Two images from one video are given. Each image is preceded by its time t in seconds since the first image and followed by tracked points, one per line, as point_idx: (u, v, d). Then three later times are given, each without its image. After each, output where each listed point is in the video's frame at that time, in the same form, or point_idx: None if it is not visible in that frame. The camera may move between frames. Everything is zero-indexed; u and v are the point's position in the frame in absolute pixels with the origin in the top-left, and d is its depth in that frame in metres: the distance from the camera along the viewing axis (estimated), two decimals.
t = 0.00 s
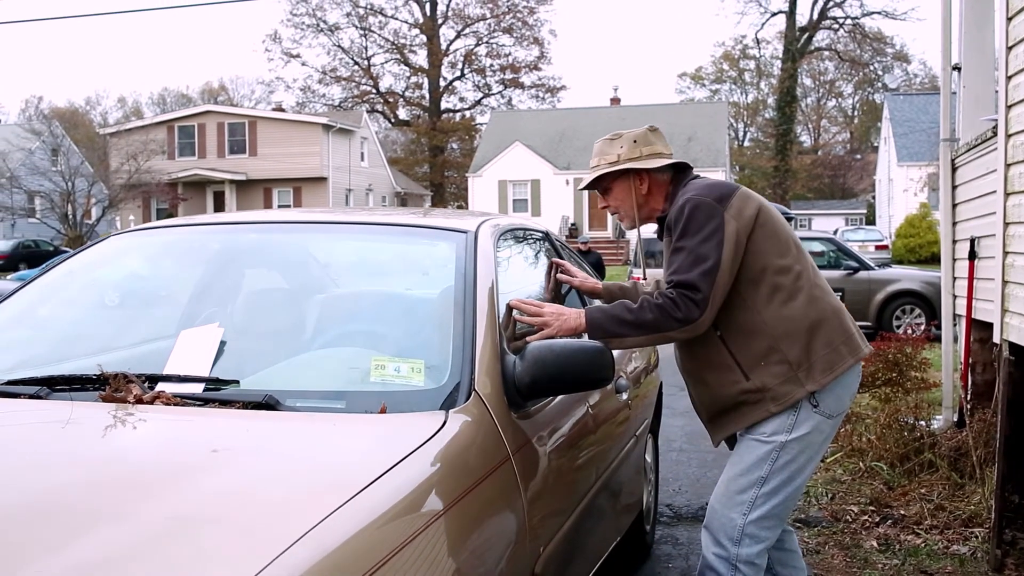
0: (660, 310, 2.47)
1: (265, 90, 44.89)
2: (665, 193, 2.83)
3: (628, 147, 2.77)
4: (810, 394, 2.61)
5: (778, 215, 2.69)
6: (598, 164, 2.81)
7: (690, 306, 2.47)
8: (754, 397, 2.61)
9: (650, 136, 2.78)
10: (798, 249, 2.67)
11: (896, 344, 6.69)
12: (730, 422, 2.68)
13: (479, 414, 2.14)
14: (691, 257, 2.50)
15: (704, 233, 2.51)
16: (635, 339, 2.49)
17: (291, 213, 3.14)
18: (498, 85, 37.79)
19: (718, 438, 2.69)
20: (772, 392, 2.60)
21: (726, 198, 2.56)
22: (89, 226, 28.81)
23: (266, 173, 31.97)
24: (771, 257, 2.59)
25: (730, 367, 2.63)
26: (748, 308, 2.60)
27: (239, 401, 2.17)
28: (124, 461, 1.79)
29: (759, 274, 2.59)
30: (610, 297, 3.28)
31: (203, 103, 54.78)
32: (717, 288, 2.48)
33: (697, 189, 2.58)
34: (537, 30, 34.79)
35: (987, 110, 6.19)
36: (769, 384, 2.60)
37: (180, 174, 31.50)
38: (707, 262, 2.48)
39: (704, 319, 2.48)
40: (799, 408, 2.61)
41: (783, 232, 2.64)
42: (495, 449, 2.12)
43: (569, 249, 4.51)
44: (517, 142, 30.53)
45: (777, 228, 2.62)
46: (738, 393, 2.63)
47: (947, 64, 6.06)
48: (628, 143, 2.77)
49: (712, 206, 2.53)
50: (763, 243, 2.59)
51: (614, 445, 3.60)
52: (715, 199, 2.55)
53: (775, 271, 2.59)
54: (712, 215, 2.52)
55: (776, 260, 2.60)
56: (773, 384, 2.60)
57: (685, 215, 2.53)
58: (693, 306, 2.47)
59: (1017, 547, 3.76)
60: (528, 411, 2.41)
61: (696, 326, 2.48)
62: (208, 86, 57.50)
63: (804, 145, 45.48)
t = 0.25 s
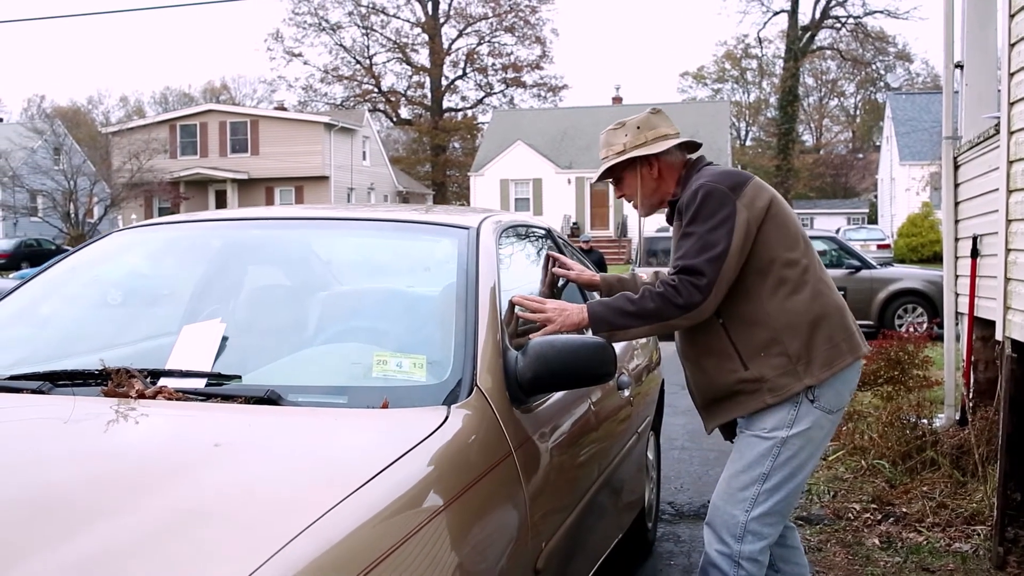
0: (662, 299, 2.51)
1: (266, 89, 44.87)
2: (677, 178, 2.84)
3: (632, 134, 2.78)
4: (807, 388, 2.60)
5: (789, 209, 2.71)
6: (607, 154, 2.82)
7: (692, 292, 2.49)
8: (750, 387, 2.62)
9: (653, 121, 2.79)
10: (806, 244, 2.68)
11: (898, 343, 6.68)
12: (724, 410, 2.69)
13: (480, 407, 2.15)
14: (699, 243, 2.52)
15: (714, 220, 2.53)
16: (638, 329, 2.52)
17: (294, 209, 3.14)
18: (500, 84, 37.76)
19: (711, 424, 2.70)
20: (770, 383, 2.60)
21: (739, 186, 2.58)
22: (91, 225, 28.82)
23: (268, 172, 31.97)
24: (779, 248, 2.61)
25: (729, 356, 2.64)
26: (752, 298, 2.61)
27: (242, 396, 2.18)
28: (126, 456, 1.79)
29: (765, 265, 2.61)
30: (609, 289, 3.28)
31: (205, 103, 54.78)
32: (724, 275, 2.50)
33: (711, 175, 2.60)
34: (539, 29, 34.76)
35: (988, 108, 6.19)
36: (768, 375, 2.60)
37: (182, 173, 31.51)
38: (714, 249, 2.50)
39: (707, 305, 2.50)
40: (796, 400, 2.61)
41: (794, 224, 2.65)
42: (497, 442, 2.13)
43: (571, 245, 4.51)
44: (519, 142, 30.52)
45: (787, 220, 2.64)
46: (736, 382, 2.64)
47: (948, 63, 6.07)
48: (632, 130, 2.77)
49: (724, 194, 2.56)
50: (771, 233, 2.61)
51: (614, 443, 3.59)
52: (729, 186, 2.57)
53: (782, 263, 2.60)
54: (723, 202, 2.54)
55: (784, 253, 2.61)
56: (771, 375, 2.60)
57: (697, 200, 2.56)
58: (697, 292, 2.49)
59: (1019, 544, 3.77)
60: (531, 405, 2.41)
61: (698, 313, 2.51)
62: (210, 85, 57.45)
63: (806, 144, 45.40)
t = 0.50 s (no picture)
0: (664, 293, 2.52)
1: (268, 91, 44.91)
2: (686, 168, 2.84)
3: (640, 126, 2.78)
4: (805, 386, 2.60)
5: (796, 207, 2.71)
6: (616, 146, 2.83)
7: (694, 284, 2.51)
8: (749, 383, 2.63)
9: (663, 113, 2.79)
10: (811, 241, 2.68)
11: (899, 344, 6.67)
12: (720, 403, 2.70)
13: (481, 405, 2.15)
14: (704, 236, 2.53)
15: (721, 213, 2.55)
16: (640, 324, 2.53)
17: (296, 210, 3.14)
18: (501, 86, 37.78)
19: (708, 416, 2.71)
20: (768, 380, 2.61)
21: (748, 180, 2.59)
22: (93, 226, 28.89)
23: (270, 174, 32.01)
24: (784, 244, 2.61)
25: (729, 350, 2.65)
26: (755, 294, 2.62)
27: (243, 394, 2.18)
28: (126, 456, 1.79)
29: (769, 260, 2.61)
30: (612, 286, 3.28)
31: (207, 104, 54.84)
32: (727, 270, 2.51)
33: (720, 169, 2.61)
34: (541, 30, 34.78)
35: (991, 108, 6.18)
36: (766, 371, 2.60)
37: (184, 175, 31.55)
38: (719, 243, 2.51)
39: (708, 299, 2.52)
40: (794, 398, 2.61)
41: (800, 222, 2.66)
42: (497, 440, 2.13)
43: (574, 246, 4.52)
44: (520, 143, 30.53)
45: (794, 217, 2.65)
46: (734, 376, 2.65)
47: (951, 63, 6.06)
48: (641, 121, 2.78)
49: (733, 188, 2.57)
50: (777, 230, 2.61)
51: (616, 443, 3.59)
52: (737, 180, 2.57)
53: (786, 260, 2.61)
54: (731, 196, 2.55)
55: (789, 250, 2.61)
56: (770, 372, 2.61)
57: (705, 192, 2.57)
58: (700, 285, 2.51)
59: (1021, 546, 3.76)
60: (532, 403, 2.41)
61: (698, 307, 2.52)
62: (212, 87, 57.51)
63: (807, 146, 45.37)
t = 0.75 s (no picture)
0: (664, 287, 2.55)
1: (270, 93, 44.96)
2: (695, 161, 2.83)
3: (649, 117, 2.79)
4: (803, 383, 2.60)
5: (805, 204, 2.71)
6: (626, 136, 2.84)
7: (693, 278, 2.53)
8: (746, 376, 2.64)
9: (675, 103, 2.79)
10: (817, 239, 2.68)
11: (902, 345, 6.65)
12: (718, 395, 2.71)
13: (483, 402, 2.15)
14: (708, 230, 2.55)
15: (726, 207, 2.56)
16: (641, 317, 2.56)
17: (296, 209, 3.15)
18: (503, 88, 37.77)
19: (705, 408, 2.72)
20: (766, 376, 2.61)
21: (756, 176, 2.59)
22: (95, 227, 29.04)
23: (272, 175, 32.06)
24: (789, 242, 2.61)
25: (728, 344, 2.67)
26: (756, 289, 2.62)
27: (245, 392, 2.18)
28: (126, 455, 1.79)
29: (773, 257, 2.61)
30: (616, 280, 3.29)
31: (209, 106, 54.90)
32: (728, 264, 2.53)
33: (728, 162, 2.62)
34: (543, 32, 34.78)
35: (993, 108, 6.17)
36: (764, 366, 2.61)
37: (187, 176, 31.59)
38: (722, 238, 2.53)
39: (707, 293, 2.54)
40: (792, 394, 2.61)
41: (806, 219, 2.66)
42: (499, 439, 2.13)
43: (577, 246, 4.52)
44: (522, 145, 30.52)
45: (801, 214, 2.65)
46: (732, 369, 2.67)
47: (953, 64, 6.06)
48: (650, 112, 2.78)
49: (740, 182, 2.57)
50: (783, 226, 2.62)
51: (618, 443, 3.59)
52: (745, 175, 2.58)
53: (790, 257, 2.61)
54: (737, 191, 2.56)
55: (793, 246, 2.62)
56: (769, 367, 2.61)
57: (711, 185, 2.58)
58: (700, 278, 2.53)
59: None
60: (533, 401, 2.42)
61: (697, 301, 2.55)
62: (214, 89, 57.58)
63: (809, 147, 45.31)
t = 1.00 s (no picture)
0: (660, 280, 2.58)
1: (271, 95, 44.96)
2: (703, 155, 2.84)
3: (660, 110, 2.80)
4: (800, 380, 2.61)
5: (810, 203, 2.71)
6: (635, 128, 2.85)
7: (688, 269, 2.56)
8: (744, 370, 2.65)
9: (686, 96, 2.79)
10: (821, 239, 2.69)
11: (903, 346, 6.64)
12: (716, 389, 2.72)
13: (484, 402, 2.16)
14: (710, 224, 2.57)
15: (730, 202, 2.57)
16: (640, 311, 2.60)
17: (297, 209, 3.16)
18: (505, 90, 37.78)
19: (703, 401, 2.73)
20: (764, 371, 2.62)
21: (762, 173, 2.60)
22: (96, 229, 29.07)
23: (273, 178, 32.05)
24: (792, 240, 2.62)
25: (727, 338, 2.68)
26: (756, 285, 2.63)
27: (246, 391, 2.18)
28: (126, 455, 1.78)
29: (775, 254, 2.62)
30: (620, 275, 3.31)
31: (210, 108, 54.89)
32: (727, 258, 2.55)
33: (735, 157, 2.63)
34: (544, 35, 34.79)
35: (994, 111, 6.17)
36: (762, 361, 2.62)
37: (188, 179, 31.58)
38: (723, 231, 2.55)
39: (706, 286, 2.56)
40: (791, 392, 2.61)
41: (810, 218, 2.66)
42: (500, 438, 2.13)
43: (578, 248, 4.54)
44: (524, 147, 30.52)
45: (806, 213, 2.65)
46: (730, 363, 2.67)
47: (954, 66, 6.07)
48: (662, 104, 2.79)
49: (746, 178, 2.59)
50: (787, 225, 2.62)
51: (619, 444, 3.59)
52: (751, 171, 2.59)
53: (792, 255, 2.62)
54: (742, 187, 2.57)
55: (796, 244, 2.62)
56: (767, 363, 2.62)
57: (717, 179, 2.59)
58: (698, 270, 2.55)
59: None
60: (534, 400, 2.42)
61: (696, 294, 2.57)
62: (216, 92, 57.58)
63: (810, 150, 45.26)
